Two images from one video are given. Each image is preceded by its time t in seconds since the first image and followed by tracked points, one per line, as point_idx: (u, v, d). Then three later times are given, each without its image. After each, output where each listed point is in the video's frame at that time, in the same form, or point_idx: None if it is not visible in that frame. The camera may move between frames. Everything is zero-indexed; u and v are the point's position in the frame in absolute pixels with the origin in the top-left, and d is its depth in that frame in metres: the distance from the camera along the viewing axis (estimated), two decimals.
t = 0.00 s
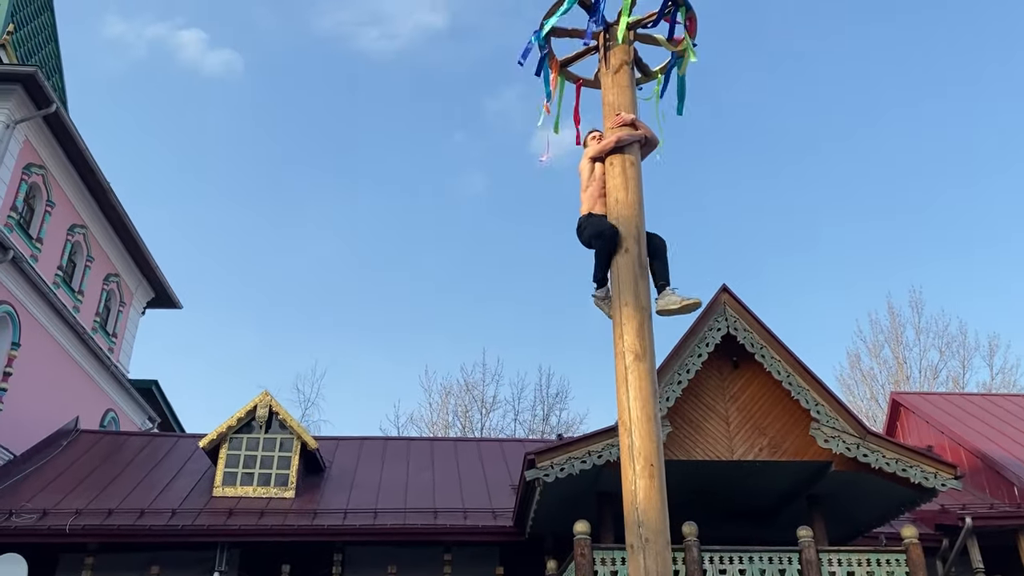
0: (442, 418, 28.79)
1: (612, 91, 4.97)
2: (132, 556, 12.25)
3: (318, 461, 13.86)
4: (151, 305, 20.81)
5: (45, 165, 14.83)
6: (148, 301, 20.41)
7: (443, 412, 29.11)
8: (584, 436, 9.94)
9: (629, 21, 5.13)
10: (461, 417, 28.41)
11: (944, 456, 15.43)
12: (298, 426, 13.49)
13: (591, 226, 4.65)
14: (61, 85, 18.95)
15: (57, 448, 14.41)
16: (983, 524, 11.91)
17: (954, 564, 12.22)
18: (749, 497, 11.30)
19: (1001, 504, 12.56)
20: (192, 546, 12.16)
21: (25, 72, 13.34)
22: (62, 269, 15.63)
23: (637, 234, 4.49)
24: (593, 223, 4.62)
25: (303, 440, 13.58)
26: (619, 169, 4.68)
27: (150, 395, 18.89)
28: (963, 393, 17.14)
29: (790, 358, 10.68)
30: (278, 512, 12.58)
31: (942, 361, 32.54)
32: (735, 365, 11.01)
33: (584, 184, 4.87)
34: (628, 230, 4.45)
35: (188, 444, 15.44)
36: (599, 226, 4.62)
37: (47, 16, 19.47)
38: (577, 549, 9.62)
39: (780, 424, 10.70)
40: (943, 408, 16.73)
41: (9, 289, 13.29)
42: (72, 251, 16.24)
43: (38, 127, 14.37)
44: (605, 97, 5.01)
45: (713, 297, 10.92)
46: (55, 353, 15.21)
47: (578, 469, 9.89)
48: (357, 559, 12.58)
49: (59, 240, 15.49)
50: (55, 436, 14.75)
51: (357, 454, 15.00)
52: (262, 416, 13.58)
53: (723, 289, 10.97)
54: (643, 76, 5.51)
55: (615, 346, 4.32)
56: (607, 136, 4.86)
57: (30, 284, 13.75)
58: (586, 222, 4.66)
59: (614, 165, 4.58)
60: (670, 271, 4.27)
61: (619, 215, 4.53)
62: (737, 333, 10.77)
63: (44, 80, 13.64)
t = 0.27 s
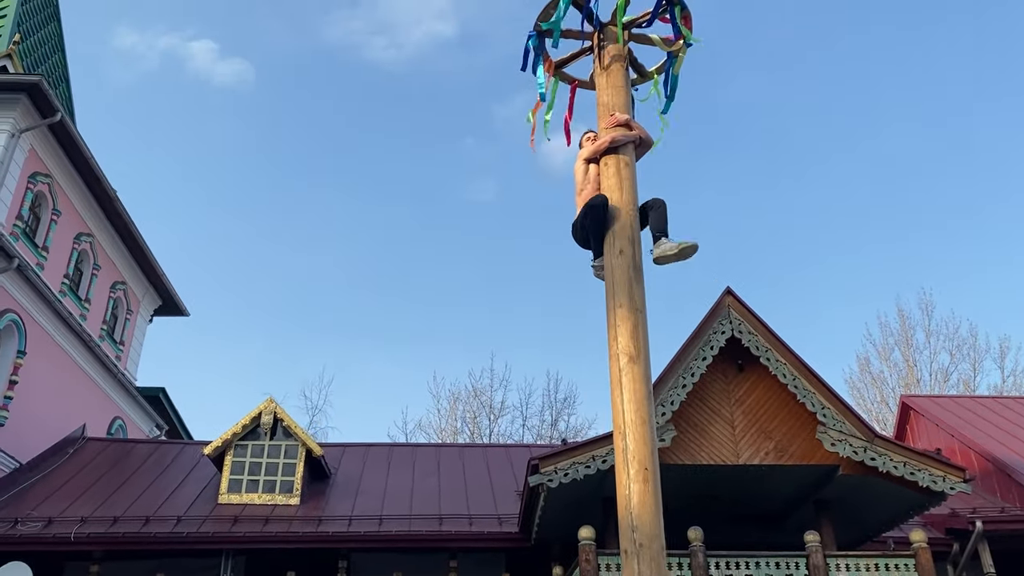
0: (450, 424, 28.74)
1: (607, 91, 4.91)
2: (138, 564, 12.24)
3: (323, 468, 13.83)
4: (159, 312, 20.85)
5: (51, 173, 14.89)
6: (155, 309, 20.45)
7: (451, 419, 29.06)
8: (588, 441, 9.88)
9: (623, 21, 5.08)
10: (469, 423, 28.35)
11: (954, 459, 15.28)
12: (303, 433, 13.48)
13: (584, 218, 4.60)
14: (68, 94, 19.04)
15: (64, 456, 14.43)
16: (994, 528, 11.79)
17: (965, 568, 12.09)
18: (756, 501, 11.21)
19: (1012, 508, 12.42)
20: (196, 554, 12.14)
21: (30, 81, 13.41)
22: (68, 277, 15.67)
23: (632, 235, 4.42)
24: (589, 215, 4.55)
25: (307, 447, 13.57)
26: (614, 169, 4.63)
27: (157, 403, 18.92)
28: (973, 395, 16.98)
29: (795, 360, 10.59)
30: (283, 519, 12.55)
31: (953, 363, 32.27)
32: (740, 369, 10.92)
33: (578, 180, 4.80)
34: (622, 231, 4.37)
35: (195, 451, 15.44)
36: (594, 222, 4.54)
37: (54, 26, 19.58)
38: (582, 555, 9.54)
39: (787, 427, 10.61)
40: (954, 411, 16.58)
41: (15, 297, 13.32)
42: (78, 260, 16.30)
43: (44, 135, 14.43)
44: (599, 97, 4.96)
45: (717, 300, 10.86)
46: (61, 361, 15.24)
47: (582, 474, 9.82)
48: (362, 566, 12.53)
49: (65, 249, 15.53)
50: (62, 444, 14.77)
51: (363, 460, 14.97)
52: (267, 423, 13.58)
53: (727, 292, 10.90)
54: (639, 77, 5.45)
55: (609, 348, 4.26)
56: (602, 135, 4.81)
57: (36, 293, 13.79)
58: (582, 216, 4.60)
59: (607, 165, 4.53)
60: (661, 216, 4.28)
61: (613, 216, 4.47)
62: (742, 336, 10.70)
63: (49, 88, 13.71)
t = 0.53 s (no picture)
0: (458, 431, 28.71)
1: (598, 95, 4.89)
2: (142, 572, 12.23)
3: (327, 475, 13.81)
4: (165, 320, 20.90)
5: (56, 183, 14.96)
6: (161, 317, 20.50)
7: (459, 426, 29.03)
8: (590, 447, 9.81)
9: (614, 23, 5.06)
10: (476, 430, 28.30)
11: (963, 464, 15.14)
12: (307, 440, 13.48)
13: (575, 220, 4.55)
14: (74, 104, 19.13)
15: (70, 464, 14.45)
16: (1003, 533, 11.66)
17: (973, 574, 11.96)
18: (761, 507, 11.12)
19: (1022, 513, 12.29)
20: (201, 562, 12.13)
21: (34, 91, 13.49)
22: (74, 286, 15.73)
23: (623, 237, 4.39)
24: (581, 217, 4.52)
25: (311, 454, 13.56)
26: (605, 172, 4.60)
27: (163, 411, 18.94)
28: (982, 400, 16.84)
29: (798, 365, 10.53)
30: (287, 526, 12.54)
31: (962, 368, 32.08)
32: (743, 374, 10.86)
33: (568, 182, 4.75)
34: (613, 232, 4.35)
35: (200, 459, 15.44)
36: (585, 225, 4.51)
37: (60, 36, 19.71)
38: (585, 562, 9.46)
39: (791, 432, 10.54)
40: (962, 416, 16.44)
41: (20, 306, 13.37)
42: (84, 268, 16.36)
43: (48, 145, 14.51)
44: (591, 100, 4.93)
45: (719, 304, 10.82)
46: (67, 369, 15.27)
47: (584, 480, 9.76)
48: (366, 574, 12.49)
49: (71, 257, 15.59)
50: (68, 452, 14.79)
51: (367, 467, 14.94)
52: (271, 430, 13.56)
53: (730, 296, 10.86)
54: (632, 79, 5.42)
55: (599, 351, 4.23)
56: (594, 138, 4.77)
57: (41, 301, 13.84)
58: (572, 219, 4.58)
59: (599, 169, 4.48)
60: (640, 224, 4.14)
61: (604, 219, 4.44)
62: (745, 340, 10.64)
63: (53, 98, 13.78)
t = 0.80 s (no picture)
0: (465, 438, 28.69)
1: (583, 102, 4.89)
2: None
3: (330, 484, 13.81)
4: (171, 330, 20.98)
5: (61, 194, 15.07)
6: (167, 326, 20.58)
7: (465, 433, 29.00)
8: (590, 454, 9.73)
9: (599, 33, 5.09)
10: (483, 437, 28.26)
11: (970, 470, 15.03)
12: (309, 449, 13.49)
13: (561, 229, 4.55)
14: (79, 115, 19.27)
15: (75, 474, 14.50)
16: (1011, 540, 11.65)
17: None
18: (764, 514, 11.06)
19: None
20: (204, 571, 12.15)
21: (38, 103, 13.60)
22: (79, 296, 15.82)
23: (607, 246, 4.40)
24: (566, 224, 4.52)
25: (314, 462, 13.57)
26: (590, 180, 4.61)
27: (169, 420, 19.00)
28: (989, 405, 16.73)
29: (799, 371, 10.48)
30: (289, 535, 12.55)
31: (972, 372, 31.83)
32: (744, 380, 10.81)
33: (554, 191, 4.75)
34: (597, 241, 4.35)
35: (205, 468, 15.48)
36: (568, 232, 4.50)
37: (67, 48, 19.87)
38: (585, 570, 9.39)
39: (792, 439, 10.49)
40: (969, 421, 16.33)
41: (25, 316, 13.46)
42: (89, 278, 16.45)
43: (53, 157, 14.63)
44: (576, 108, 4.94)
45: (720, 310, 10.79)
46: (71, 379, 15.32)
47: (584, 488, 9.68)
48: None
49: (76, 268, 15.68)
50: (73, 462, 14.84)
51: (371, 476, 14.94)
52: (274, 439, 13.57)
53: (731, 303, 10.83)
54: (619, 88, 5.44)
55: (583, 359, 4.22)
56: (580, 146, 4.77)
57: (46, 312, 13.93)
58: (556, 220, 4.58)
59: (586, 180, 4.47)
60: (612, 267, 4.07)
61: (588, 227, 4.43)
62: (746, 347, 10.60)
63: (57, 110, 13.90)
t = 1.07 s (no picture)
0: (474, 445, 28.71)
1: (572, 113, 4.89)
2: None
3: (335, 493, 13.84)
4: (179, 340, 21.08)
5: (68, 206, 15.18)
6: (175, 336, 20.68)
7: (474, 440, 29.00)
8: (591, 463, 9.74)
9: (588, 43, 5.08)
10: (491, 445, 28.25)
11: (979, 476, 14.92)
12: (315, 458, 13.52)
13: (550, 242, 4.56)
14: (87, 127, 19.41)
15: (83, 484, 14.59)
16: (1018, 547, 11.55)
17: None
18: (768, 522, 11.03)
19: None
20: None
21: (45, 117, 13.73)
22: (87, 307, 15.92)
23: (594, 258, 4.40)
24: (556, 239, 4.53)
25: (319, 472, 13.59)
26: (577, 192, 4.60)
27: (178, 429, 19.08)
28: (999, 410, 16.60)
29: (802, 378, 10.45)
30: (295, 545, 12.58)
31: (983, 376, 31.63)
32: (747, 388, 10.79)
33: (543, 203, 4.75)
34: (584, 253, 4.36)
35: (212, 477, 15.55)
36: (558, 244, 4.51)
37: (75, 61, 20.03)
38: None
39: (796, 447, 10.45)
40: (978, 427, 16.21)
41: (33, 328, 13.57)
42: (97, 290, 16.57)
43: (60, 170, 14.74)
44: (565, 119, 4.94)
45: (722, 318, 10.77)
46: (79, 390, 15.40)
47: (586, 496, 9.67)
48: None
49: (83, 279, 15.79)
50: (81, 472, 14.92)
51: (377, 484, 14.96)
52: (279, 448, 13.61)
53: (733, 310, 10.81)
54: (610, 98, 5.43)
55: (570, 371, 4.22)
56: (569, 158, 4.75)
57: (54, 323, 14.04)
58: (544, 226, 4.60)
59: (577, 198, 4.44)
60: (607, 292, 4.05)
61: (575, 239, 4.44)
62: (748, 355, 10.57)
63: (64, 123, 14.02)
